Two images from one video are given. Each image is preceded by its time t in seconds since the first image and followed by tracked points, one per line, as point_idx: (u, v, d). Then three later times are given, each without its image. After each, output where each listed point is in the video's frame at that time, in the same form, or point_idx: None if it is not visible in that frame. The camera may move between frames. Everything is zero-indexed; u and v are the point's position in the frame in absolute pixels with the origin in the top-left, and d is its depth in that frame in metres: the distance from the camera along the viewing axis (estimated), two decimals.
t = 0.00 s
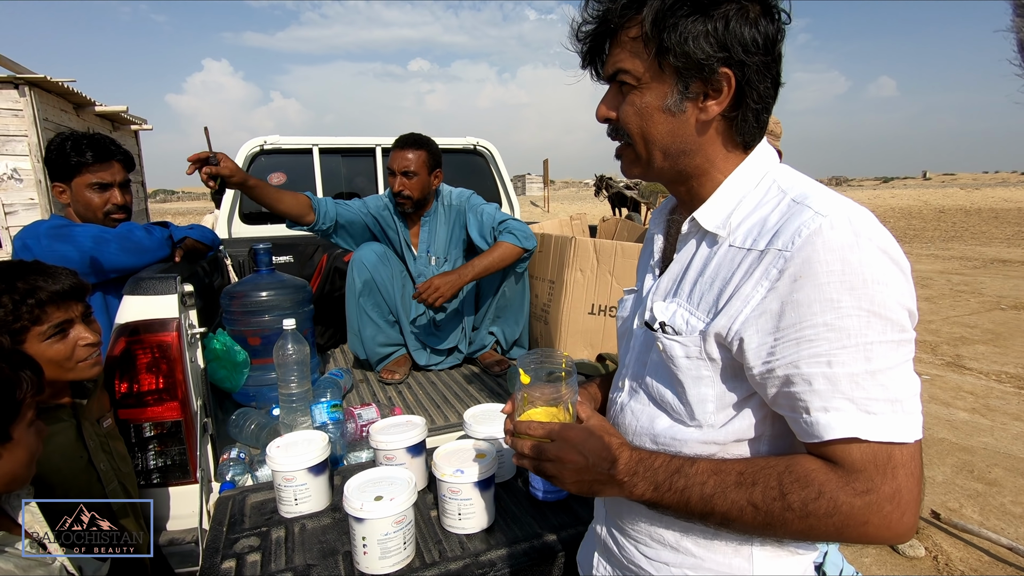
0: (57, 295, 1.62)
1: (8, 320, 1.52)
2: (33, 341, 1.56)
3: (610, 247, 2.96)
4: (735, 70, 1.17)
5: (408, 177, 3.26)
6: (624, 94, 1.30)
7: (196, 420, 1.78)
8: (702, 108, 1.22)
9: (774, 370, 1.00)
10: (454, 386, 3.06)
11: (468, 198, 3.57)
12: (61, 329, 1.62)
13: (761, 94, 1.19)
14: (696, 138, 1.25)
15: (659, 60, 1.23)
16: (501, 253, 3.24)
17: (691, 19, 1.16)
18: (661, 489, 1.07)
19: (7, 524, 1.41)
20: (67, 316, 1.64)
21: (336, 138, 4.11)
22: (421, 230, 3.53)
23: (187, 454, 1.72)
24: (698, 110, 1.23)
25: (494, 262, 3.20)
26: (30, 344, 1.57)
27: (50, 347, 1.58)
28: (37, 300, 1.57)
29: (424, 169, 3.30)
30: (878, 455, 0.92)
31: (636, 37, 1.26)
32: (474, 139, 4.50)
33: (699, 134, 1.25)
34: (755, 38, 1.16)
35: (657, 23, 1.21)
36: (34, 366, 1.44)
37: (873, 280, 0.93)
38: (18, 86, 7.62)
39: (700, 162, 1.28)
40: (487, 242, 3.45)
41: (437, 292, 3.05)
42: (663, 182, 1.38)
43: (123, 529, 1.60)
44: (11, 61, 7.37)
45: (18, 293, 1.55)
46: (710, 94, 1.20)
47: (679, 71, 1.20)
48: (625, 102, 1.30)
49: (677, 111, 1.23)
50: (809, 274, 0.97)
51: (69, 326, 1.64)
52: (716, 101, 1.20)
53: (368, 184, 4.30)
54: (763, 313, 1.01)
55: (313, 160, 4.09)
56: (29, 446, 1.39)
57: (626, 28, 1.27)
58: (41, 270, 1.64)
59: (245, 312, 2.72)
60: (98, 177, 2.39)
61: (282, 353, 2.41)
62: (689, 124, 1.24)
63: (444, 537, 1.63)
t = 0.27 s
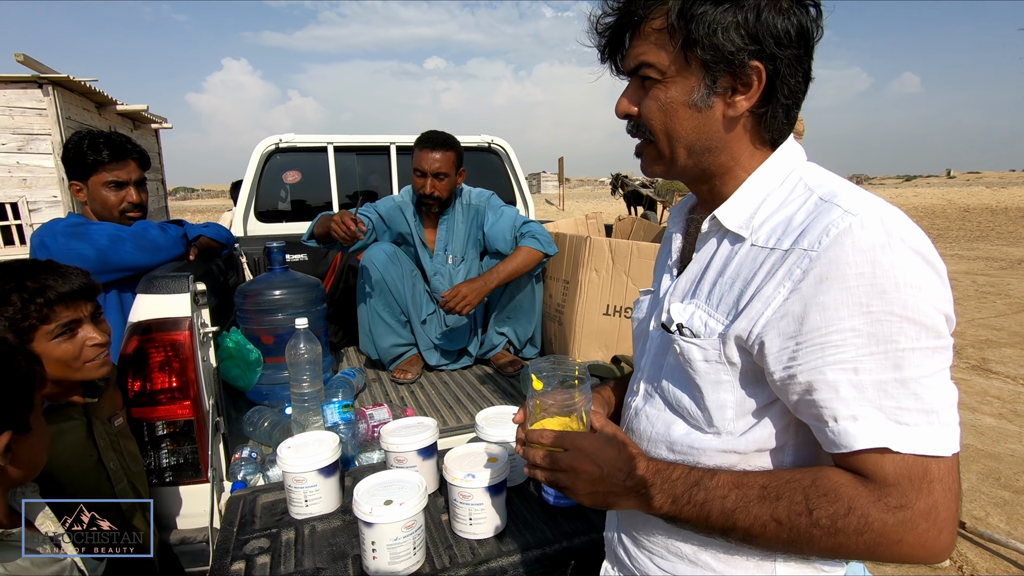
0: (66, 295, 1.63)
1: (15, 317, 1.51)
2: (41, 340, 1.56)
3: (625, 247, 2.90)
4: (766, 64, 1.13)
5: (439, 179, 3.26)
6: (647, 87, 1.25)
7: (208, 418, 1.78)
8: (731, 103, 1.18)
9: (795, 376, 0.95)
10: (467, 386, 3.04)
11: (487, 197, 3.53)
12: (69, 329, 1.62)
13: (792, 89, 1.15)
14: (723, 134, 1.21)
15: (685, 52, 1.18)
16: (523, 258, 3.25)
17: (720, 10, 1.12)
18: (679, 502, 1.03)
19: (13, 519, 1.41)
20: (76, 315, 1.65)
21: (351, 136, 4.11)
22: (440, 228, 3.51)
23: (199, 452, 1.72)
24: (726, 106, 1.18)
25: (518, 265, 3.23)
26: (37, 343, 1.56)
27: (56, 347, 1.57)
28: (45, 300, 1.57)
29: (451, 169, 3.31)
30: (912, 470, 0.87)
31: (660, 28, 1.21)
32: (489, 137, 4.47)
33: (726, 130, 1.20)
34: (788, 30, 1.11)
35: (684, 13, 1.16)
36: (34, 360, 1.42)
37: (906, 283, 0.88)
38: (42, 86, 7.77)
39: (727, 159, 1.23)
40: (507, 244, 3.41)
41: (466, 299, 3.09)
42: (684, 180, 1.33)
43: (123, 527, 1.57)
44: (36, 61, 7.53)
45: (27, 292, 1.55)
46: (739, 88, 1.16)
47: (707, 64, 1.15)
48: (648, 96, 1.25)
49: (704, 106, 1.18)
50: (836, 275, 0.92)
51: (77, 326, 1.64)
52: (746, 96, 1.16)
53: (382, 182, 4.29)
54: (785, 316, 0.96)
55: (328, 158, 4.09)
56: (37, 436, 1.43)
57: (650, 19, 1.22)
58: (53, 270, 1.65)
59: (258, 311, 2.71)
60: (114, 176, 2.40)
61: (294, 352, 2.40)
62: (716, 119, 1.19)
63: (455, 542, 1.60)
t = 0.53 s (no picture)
0: (92, 302, 1.65)
1: (39, 321, 1.56)
2: (62, 346, 1.59)
3: (650, 250, 2.85)
4: (808, 63, 1.08)
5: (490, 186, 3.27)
6: (681, 90, 1.20)
7: (231, 420, 1.79)
8: (770, 105, 1.12)
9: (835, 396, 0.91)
10: (488, 389, 3.02)
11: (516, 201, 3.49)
12: (90, 335, 1.63)
13: (833, 89, 1.10)
14: (761, 138, 1.16)
15: (723, 52, 1.13)
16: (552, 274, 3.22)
17: (759, 7, 1.07)
18: (709, 526, 1.00)
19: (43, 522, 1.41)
20: (98, 322, 1.66)
21: (375, 138, 4.12)
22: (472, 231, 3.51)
23: (223, 454, 1.73)
24: (764, 108, 1.13)
25: (546, 288, 3.20)
26: (59, 349, 1.59)
27: (77, 354, 1.59)
28: (66, 305, 1.60)
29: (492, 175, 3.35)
30: (961, 498, 0.82)
31: (695, 29, 1.16)
32: (513, 137, 4.44)
33: (764, 133, 1.15)
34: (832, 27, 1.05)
35: (720, 12, 1.11)
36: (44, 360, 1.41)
37: (956, 300, 0.83)
38: (78, 89, 8.01)
39: (765, 163, 1.18)
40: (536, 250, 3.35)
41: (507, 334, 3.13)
42: (717, 185, 1.28)
43: (123, 529, 1.56)
44: (73, 65, 7.77)
45: (52, 297, 1.60)
46: (779, 90, 1.11)
47: (745, 64, 1.10)
48: (682, 99, 1.20)
49: (742, 108, 1.14)
50: (879, 290, 0.87)
51: (98, 333, 1.65)
52: (786, 97, 1.10)
53: (406, 183, 4.30)
54: (822, 332, 0.92)
55: (352, 159, 4.11)
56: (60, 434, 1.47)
57: (683, 19, 1.17)
58: (82, 279, 1.67)
59: (281, 313, 2.73)
60: (143, 179, 2.44)
61: (316, 355, 2.40)
62: (754, 122, 1.14)
63: (475, 551, 1.57)
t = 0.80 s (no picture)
0: (112, 296, 1.73)
1: (61, 313, 1.66)
2: (81, 336, 1.67)
3: (664, 250, 2.82)
4: (807, 55, 1.03)
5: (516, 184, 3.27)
6: (678, 83, 1.16)
7: (245, 413, 1.86)
8: (768, 99, 1.08)
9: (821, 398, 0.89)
10: (500, 387, 3.04)
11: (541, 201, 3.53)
12: (107, 327, 1.70)
13: (832, 82, 1.05)
14: (759, 132, 1.11)
15: (720, 44, 1.08)
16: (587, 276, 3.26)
17: None
18: (694, 529, 0.97)
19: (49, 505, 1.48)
20: (116, 315, 1.73)
21: (396, 138, 4.18)
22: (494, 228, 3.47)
23: (236, 445, 1.79)
24: (762, 101, 1.08)
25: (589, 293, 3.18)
26: (78, 340, 1.67)
27: (96, 345, 1.66)
28: (87, 298, 1.68)
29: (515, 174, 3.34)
30: (949, 504, 0.79)
31: (692, 20, 1.12)
32: (532, 137, 4.44)
33: (761, 127, 1.11)
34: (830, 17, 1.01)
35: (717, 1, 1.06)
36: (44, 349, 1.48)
37: (944, 300, 0.80)
38: (119, 93, 8.38)
39: (763, 159, 1.14)
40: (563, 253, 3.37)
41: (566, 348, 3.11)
42: (713, 182, 1.24)
43: (123, 528, 1.63)
44: (114, 70, 8.13)
45: (73, 290, 1.68)
46: (777, 83, 1.06)
47: (743, 55, 1.05)
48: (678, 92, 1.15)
49: (739, 102, 1.09)
50: (865, 290, 0.85)
51: (115, 325, 1.72)
52: (784, 90, 1.06)
53: (425, 183, 4.36)
54: (808, 332, 0.90)
55: (373, 160, 4.18)
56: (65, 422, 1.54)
57: (680, 9, 1.13)
58: (102, 274, 1.76)
59: (297, 309, 2.80)
60: (167, 179, 2.54)
61: (328, 350, 2.48)
62: (751, 116, 1.10)
63: (473, 546, 1.59)
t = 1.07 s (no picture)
0: (150, 280, 1.85)
1: (106, 298, 1.78)
2: (123, 319, 1.79)
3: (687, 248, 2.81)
4: (812, 50, 1.02)
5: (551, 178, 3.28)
6: (685, 81, 1.18)
7: (274, 398, 1.95)
8: (773, 94, 1.08)
9: (815, 392, 0.89)
10: (521, 381, 3.08)
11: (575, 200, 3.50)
12: (146, 311, 1.83)
13: (841, 76, 1.04)
14: (765, 128, 1.11)
15: (724, 41, 1.10)
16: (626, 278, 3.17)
17: None
18: (686, 520, 0.99)
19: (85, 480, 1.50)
20: (154, 299, 1.85)
21: (426, 136, 4.27)
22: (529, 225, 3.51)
23: (262, 428, 1.89)
24: (767, 97, 1.09)
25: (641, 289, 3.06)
26: (122, 322, 1.80)
27: (135, 327, 1.79)
28: (128, 283, 1.81)
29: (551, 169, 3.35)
30: (939, 500, 0.79)
31: (698, 18, 1.14)
32: (561, 135, 4.47)
33: (768, 123, 1.11)
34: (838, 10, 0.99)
35: None
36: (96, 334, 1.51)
37: (939, 297, 0.80)
38: (169, 93, 8.78)
39: (771, 155, 1.14)
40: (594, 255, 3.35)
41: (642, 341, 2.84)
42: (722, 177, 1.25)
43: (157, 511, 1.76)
44: (165, 71, 8.52)
45: (116, 276, 1.81)
46: (782, 78, 1.06)
47: (746, 52, 1.06)
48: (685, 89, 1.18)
49: (743, 97, 1.10)
50: (860, 286, 0.85)
51: (154, 308, 1.84)
52: (789, 86, 1.06)
53: (455, 180, 4.43)
54: (803, 326, 0.91)
55: (404, 157, 4.28)
56: (104, 408, 1.51)
57: (687, 8, 1.15)
58: (141, 260, 1.88)
59: (326, 301, 2.94)
60: (206, 175, 2.67)
61: (354, 341, 2.58)
62: (756, 112, 1.10)
63: (483, 532, 1.63)
